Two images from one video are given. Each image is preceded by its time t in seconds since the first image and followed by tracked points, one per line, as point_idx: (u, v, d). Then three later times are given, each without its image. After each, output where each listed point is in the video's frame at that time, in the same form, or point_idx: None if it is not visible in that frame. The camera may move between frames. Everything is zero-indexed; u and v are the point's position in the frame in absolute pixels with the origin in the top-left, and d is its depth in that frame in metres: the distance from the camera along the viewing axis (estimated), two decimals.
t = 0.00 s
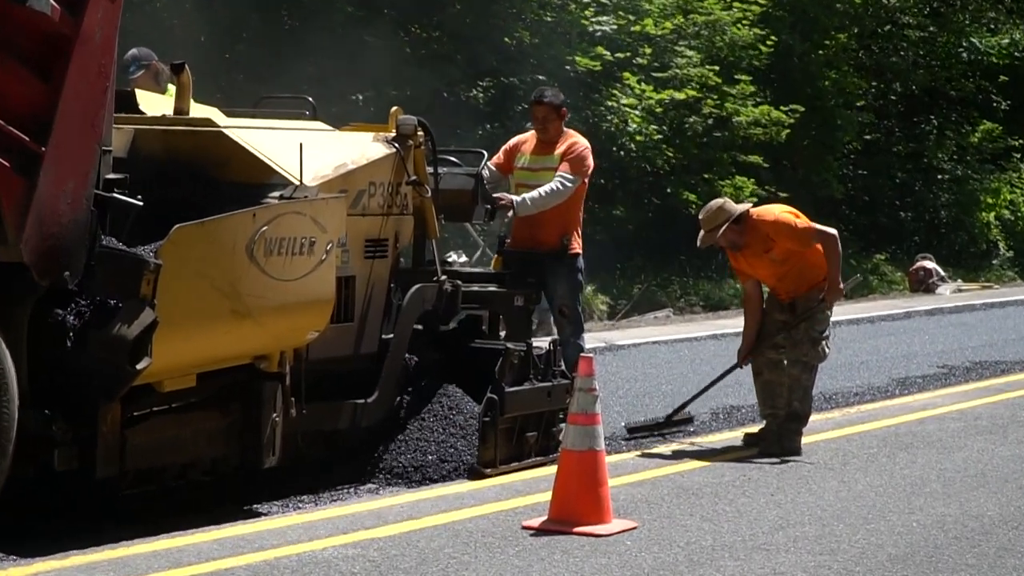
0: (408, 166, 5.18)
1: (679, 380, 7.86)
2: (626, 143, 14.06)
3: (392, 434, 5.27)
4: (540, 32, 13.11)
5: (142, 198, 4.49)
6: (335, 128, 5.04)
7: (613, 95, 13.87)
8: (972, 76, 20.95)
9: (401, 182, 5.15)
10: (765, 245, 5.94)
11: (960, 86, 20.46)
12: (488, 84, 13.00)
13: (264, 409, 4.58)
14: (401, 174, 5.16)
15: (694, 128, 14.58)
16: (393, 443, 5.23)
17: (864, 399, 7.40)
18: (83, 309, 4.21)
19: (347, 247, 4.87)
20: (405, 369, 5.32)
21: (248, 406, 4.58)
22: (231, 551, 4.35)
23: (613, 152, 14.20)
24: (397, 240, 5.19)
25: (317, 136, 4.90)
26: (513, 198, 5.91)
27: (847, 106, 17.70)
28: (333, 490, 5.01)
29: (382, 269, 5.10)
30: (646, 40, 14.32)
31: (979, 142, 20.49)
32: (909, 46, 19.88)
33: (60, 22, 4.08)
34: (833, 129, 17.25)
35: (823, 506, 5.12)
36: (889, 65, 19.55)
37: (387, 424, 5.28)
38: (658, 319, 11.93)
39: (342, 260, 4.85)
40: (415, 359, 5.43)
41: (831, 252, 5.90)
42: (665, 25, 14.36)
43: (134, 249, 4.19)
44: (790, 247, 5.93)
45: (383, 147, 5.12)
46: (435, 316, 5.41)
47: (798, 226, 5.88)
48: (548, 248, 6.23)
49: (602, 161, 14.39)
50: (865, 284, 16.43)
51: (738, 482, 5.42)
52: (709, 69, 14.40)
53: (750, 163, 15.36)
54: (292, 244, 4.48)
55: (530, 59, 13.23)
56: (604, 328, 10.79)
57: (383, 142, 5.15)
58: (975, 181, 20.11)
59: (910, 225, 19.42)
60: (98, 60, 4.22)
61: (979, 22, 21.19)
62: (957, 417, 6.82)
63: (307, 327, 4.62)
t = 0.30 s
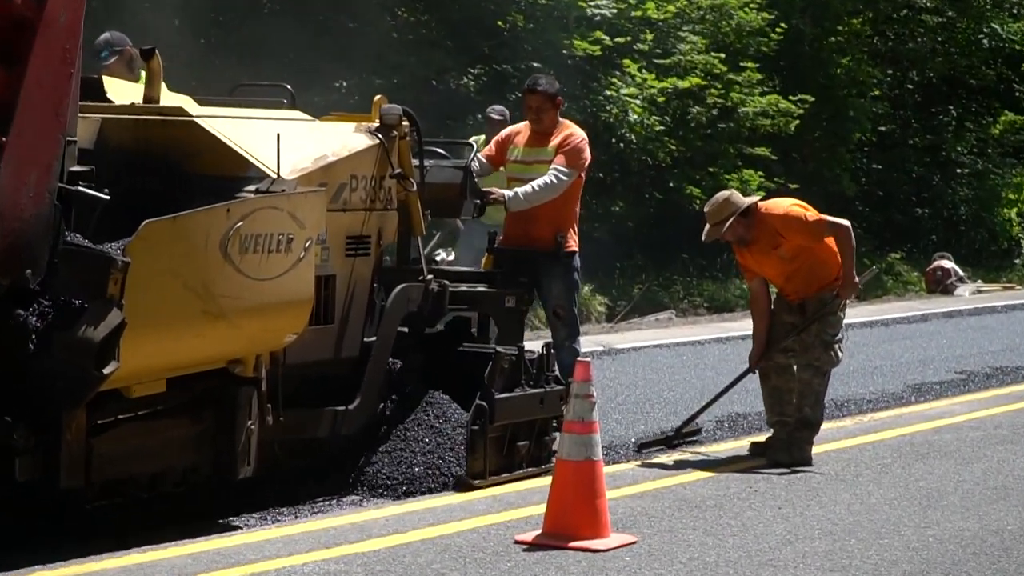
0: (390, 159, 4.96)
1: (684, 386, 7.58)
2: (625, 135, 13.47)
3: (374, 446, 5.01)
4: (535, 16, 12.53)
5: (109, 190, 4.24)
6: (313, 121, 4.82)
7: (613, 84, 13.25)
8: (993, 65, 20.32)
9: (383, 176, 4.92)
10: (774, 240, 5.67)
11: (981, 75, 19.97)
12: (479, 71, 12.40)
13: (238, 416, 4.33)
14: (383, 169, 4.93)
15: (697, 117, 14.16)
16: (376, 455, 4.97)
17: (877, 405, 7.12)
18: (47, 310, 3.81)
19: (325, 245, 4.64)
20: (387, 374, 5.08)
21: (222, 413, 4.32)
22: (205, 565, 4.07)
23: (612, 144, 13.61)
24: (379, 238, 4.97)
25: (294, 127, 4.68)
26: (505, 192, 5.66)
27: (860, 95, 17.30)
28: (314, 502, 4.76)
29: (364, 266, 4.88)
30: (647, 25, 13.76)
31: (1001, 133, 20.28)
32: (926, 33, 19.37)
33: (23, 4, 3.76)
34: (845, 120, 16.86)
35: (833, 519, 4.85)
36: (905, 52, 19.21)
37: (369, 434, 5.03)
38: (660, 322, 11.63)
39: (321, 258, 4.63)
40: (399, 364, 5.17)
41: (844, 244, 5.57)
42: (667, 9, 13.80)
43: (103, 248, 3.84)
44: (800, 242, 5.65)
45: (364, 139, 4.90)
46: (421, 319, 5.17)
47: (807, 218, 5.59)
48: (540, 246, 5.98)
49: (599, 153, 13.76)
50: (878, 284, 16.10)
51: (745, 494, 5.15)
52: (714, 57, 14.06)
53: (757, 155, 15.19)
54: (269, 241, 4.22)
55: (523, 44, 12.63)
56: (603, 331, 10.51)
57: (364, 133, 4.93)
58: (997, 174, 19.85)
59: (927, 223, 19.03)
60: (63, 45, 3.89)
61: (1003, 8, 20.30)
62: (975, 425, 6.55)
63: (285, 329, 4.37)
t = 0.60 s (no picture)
0: (375, 148, 4.80)
1: (683, 388, 7.41)
2: (623, 125, 13.34)
3: (361, 451, 4.85)
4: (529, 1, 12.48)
5: (80, 182, 4.09)
6: (295, 110, 4.66)
7: (609, 72, 13.11)
8: (1008, 53, 19.99)
9: (368, 166, 4.76)
10: (783, 224, 5.48)
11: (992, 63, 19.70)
12: (472, 59, 12.21)
13: (216, 418, 4.16)
14: (368, 159, 4.77)
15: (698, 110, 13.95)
16: (361, 461, 4.81)
17: (884, 409, 6.93)
18: (16, 307, 3.60)
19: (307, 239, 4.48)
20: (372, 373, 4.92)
21: (200, 416, 4.16)
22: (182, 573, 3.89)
23: (610, 135, 13.46)
24: (363, 233, 4.81)
25: (275, 116, 4.52)
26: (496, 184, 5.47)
27: (868, 84, 17.14)
28: (298, 509, 4.59)
29: (348, 261, 4.73)
30: (645, 11, 13.68)
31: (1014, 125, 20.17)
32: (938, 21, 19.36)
33: None
34: (852, 108, 16.67)
35: (837, 527, 4.67)
36: (915, 40, 19.03)
37: (355, 438, 4.87)
38: (659, 321, 11.48)
39: (302, 254, 4.48)
40: (383, 364, 5.07)
41: (855, 234, 5.44)
42: None
43: (75, 243, 3.65)
44: (809, 228, 5.47)
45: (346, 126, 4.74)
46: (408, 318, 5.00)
47: (820, 203, 5.43)
48: (532, 241, 5.81)
49: (596, 145, 13.62)
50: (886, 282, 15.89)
51: (746, 501, 4.97)
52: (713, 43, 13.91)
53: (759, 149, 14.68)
54: (247, 237, 4.06)
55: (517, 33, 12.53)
56: (600, 331, 10.32)
57: (346, 120, 4.77)
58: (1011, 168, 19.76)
59: (937, 218, 18.82)
60: (35, 29, 3.69)
61: None
62: (987, 430, 6.35)
63: (265, 328, 4.20)
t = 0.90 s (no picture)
0: (370, 145, 4.80)
1: (678, 384, 7.39)
2: (619, 121, 13.37)
3: (354, 449, 4.85)
4: None
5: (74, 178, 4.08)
6: (289, 107, 4.66)
7: (605, 68, 13.06)
8: (1004, 51, 20.02)
9: (362, 163, 4.76)
10: (790, 198, 5.49)
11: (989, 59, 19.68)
12: (467, 55, 12.21)
13: (210, 414, 4.16)
14: (362, 155, 4.77)
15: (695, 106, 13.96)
16: (354, 458, 4.81)
17: (879, 405, 6.92)
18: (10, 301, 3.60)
19: (300, 235, 4.47)
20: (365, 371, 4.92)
21: (194, 412, 4.15)
22: (178, 569, 3.88)
23: (606, 130, 13.47)
24: (357, 229, 4.81)
25: (269, 113, 4.52)
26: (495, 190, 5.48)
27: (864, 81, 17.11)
28: (292, 506, 4.59)
29: (341, 258, 4.72)
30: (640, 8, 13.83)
31: (1011, 122, 20.15)
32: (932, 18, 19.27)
33: None
34: (849, 105, 16.57)
35: (833, 524, 4.66)
36: (912, 37, 18.97)
37: (349, 435, 4.87)
38: (654, 318, 11.48)
39: (296, 250, 4.47)
40: (378, 360, 5.06)
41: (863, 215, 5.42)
42: None
43: (68, 238, 3.65)
44: (816, 205, 5.48)
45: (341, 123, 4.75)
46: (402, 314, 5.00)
47: (829, 181, 5.43)
48: (527, 239, 5.81)
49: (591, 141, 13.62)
50: (882, 280, 15.89)
51: (741, 497, 4.97)
52: (709, 39, 13.90)
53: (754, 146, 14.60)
54: (241, 232, 4.05)
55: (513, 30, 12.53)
56: (594, 327, 10.30)
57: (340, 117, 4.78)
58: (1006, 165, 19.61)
59: (934, 215, 18.86)
60: (27, 25, 3.67)
61: None
62: (982, 427, 6.35)
63: (258, 324, 4.20)
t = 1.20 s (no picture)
0: (363, 141, 4.80)
1: (672, 382, 7.38)
2: (616, 116, 13.44)
3: (348, 447, 4.84)
4: None
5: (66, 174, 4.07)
6: (283, 103, 4.66)
7: (601, 64, 13.20)
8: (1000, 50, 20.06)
9: (355, 159, 4.76)
10: (797, 178, 5.53)
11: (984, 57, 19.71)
12: (464, 52, 12.16)
13: (203, 411, 4.16)
14: (355, 150, 4.77)
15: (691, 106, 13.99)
16: (348, 455, 4.80)
17: (874, 402, 6.91)
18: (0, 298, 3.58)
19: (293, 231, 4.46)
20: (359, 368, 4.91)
21: (187, 410, 4.15)
22: (172, 566, 3.86)
23: (602, 127, 13.59)
24: (351, 226, 4.80)
25: (263, 110, 4.51)
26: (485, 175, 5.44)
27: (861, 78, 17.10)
28: (286, 503, 4.58)
29: (335, 255, 4.72)
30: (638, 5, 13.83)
31: (1008, 121, 20.13)
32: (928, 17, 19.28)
33: None
34: (845, 103, 16.55)
35: (828, 521, 4.65)
36: (908, 35, 18.96)
37: (343, 432, 4.87)
38: (651, 315, 11.48)
39: (290, 246, 4.47)
40: (371, 357, 5.08)
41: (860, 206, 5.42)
42: None
43: (60, 235, 3.63)
44: (821, 189, 5.50)
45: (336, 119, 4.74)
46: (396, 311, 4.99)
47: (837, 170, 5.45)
48: (521, 235, 5.80)
49: (587, 138, 13.73)
50: (879, 277, 15.89)
51: (738, 494, 4.96)
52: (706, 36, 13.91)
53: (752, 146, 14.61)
54: (235, 229, 4.04)
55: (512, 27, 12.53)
56: (590, 325, 10.29)
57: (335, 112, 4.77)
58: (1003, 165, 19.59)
59: (931, 213, 18.84)
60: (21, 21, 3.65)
61: None
62: (978, 424, 6.34)
63: (251, 321, 4.19)
